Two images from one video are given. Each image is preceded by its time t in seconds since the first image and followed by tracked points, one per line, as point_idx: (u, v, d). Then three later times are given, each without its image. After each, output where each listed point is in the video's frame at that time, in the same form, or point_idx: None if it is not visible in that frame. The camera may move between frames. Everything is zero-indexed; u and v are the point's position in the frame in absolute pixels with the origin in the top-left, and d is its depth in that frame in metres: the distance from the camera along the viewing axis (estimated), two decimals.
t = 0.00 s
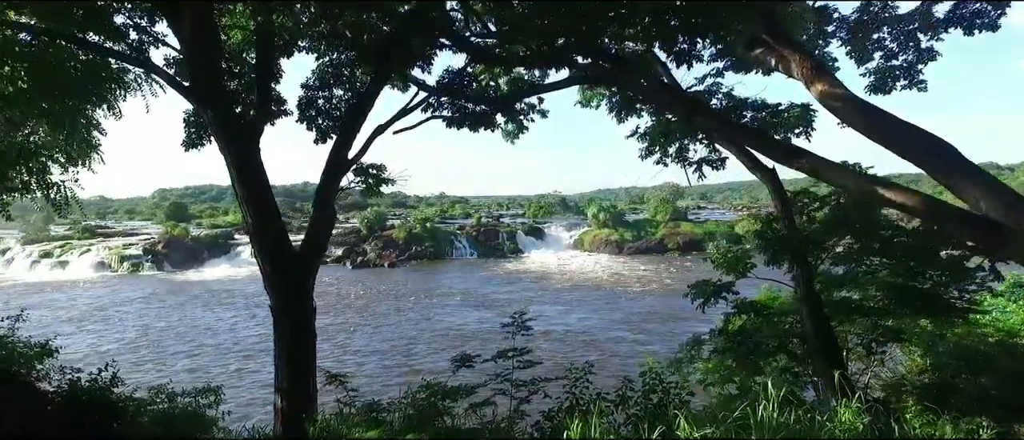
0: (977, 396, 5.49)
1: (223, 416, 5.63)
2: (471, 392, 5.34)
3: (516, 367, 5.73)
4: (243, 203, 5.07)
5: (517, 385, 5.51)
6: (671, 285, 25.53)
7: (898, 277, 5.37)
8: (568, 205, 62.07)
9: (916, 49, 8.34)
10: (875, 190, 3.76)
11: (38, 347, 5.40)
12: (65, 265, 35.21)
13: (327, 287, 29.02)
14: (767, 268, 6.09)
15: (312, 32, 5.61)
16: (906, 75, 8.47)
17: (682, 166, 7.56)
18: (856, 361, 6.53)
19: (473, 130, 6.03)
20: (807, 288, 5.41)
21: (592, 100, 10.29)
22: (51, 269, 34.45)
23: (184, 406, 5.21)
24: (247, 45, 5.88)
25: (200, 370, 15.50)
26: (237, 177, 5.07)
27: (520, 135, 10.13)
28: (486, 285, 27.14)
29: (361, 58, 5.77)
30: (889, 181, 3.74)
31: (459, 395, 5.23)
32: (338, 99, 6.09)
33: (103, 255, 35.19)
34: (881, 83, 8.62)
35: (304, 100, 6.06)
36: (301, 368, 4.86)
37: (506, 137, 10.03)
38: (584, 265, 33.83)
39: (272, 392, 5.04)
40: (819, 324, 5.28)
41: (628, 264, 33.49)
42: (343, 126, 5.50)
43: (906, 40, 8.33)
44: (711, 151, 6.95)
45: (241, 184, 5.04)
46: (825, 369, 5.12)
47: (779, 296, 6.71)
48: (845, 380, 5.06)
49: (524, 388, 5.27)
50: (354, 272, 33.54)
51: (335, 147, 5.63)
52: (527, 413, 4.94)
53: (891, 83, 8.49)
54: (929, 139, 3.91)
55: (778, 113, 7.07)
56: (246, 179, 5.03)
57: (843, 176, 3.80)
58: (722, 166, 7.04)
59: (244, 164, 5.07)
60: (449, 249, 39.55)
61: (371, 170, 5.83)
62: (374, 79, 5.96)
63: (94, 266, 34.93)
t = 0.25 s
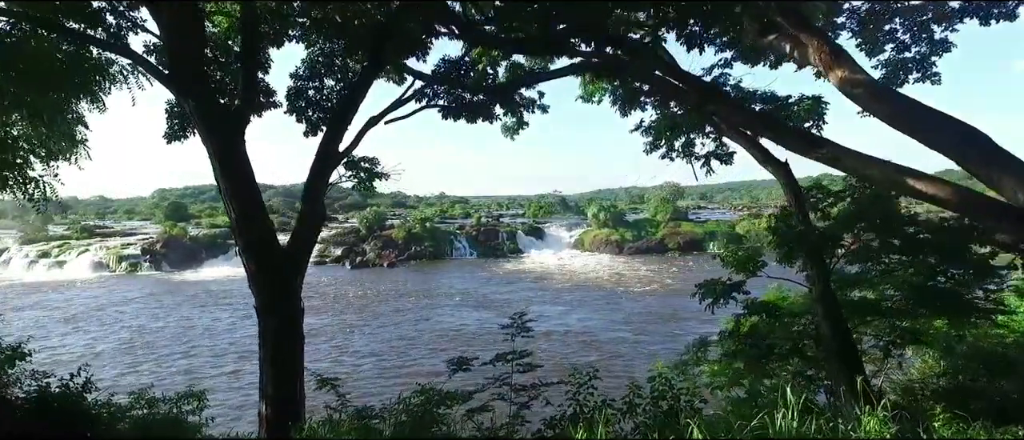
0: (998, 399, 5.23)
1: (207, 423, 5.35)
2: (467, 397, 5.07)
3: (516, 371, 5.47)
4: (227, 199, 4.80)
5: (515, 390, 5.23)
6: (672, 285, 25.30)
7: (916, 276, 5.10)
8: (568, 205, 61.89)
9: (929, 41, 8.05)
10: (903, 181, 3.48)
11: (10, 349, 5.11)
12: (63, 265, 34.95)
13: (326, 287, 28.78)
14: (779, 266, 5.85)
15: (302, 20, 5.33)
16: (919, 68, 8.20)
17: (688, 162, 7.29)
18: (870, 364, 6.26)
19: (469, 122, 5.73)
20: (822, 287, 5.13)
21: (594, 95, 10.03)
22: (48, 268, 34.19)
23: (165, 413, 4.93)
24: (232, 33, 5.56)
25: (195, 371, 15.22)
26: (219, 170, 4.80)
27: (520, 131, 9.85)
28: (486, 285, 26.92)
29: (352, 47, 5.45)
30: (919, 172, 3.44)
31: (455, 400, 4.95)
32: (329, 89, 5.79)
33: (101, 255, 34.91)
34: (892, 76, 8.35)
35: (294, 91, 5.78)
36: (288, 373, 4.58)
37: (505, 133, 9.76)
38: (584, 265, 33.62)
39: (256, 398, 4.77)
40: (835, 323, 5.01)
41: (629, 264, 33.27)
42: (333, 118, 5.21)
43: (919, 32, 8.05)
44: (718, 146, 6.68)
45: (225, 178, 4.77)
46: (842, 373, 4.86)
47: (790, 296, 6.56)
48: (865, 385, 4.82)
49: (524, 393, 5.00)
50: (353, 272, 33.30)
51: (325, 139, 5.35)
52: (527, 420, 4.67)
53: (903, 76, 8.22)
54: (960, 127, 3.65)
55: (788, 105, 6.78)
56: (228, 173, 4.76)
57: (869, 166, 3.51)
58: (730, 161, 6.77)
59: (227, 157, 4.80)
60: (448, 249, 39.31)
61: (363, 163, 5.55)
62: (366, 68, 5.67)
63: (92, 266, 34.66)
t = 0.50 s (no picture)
0: None
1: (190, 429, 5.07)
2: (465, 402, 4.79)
3: (515, 375, 5.22)
4: (208, 192, 4.53)
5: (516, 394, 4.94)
6: (674, 285, 25.06)
7: (937, 274, 4.81)
8: (568, 205, 61.64)
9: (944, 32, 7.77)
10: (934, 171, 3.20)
11: None
12: (61, 265, 34.70)
13: (325, 287, 28.55)
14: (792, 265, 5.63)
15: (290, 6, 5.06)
16: (933, 60, 7.91)
17: (695, 156, 7.03)
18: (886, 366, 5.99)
19: (466, 112, 5.45)
20: (838, 286, 4.87)
21: (596, 89, 9.77)
22: (46, 268, 33.94)
23: (144, 419, 4.66)
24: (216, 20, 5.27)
25: (191, 372, 14.98)
26: (201, 162, 4.53)
27: (520, 126, 9.58)
28: (486, 285, 26.68)
29: (342, 35, 5.14)
30: (955, 161, 3.16)
31: (452, 405, 4.68)
32: (319, 79, 5.50)
33: (98, 255, 34.66)
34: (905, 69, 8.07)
35: (282, 80, 5.50)
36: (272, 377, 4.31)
37: (505, 128, 9.49)
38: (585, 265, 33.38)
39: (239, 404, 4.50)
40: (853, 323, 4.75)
41: (630, 263, 33.03)
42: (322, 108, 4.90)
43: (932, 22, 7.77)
44: (726, 139, 6.41)
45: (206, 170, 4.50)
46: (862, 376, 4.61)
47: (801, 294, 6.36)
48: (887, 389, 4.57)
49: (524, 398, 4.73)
50: (351, 272, 33.06)
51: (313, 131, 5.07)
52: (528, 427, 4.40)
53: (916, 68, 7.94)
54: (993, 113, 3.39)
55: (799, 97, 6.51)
56: (210, 165, 4.49)
57: (899, 154, 3.24)
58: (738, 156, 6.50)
59: (208, 148, 4.52)
60: (448, 249, 39.07)
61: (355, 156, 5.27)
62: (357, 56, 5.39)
63: (89, 266, 34.42)
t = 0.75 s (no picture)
0: None
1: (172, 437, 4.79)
2: (464, 408, 4.55)
3: (515, 379, 4.98)
4: (187, 185, 4.23)
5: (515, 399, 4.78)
6: (675, 285, 24.82)
7: (965, 272, 4.52)
8: (568, 205, 61.41)
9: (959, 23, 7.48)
10: (976, 158, 2.91)
11: None
12: (58, 265, 34.43)
13: (323, 287, 28.30)
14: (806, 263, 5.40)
15: None
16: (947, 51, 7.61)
17: (702, 150, 6.74)
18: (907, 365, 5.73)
19: (462, 101, 5.19)
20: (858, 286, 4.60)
21: (598, 83, 9.49)
22: (43, 268, 33.67)
23: (120, 428, 4.38)
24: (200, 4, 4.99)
25: (186, 374, 14.69)
26: (179, 153, 4.22)
27: (520, 121, 9.30)
28: (486, 285, 26.44)
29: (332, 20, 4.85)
30: (1001, 148, 2.87)
31: (448, 412, 4.42)
32: (309, 67, 5.22)
33: (96, 255, 34.37)
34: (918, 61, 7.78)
35: (270, 68, 5.22)
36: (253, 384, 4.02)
37: (505, 122, 9.21)
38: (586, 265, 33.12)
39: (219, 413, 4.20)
40: (874, 326, 4.50)
41: (630, 263, 32.79)
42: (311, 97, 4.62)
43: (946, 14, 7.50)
44: (736, 132, 6.14)
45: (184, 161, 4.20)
46: (885, 381, 4.37)
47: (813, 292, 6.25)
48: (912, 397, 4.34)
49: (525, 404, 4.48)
50: (350, 272, 32.78)
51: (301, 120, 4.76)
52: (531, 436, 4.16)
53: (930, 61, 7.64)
54: None
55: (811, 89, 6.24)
56: (189, 156, 4.19)
57: (937, 140, 2.97)
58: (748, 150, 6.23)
59: (187, 138, 4.21)
60: (448, 249, 38.80)
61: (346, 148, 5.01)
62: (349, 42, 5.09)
63: (87, 266, 34.15)
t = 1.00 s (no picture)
0: None
1: None
2: (460, 416, 4.27)
3: (515, 384, 4.72)
4: (161, 177, 3.94)
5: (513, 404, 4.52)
6: (676, 285, 24.61)
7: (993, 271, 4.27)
8: (568, 205, 61.19)
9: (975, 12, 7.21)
10: None
11: None
12: (57, 265, 34.22)
13: (322, 287, 28.06)
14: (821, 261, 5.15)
15: None
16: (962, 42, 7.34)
17: (711, 143, 6.47)
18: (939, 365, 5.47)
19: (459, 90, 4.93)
20: (879, 286, 4.39)
21: (601, 77, 9.22)
22: (41, 268, 33.46)
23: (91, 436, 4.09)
24: None
25: (182, 375, 14.44)
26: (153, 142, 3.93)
27: (520, 116, 9.05)
28: (486, 285, 26.19)
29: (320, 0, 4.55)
30: None
31: (442, 419, 4.14)
32: (296, 54, 4.93)
33: (94, 254, 34.14)
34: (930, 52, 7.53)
35: (255, 53, 4.92)
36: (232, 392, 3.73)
37: (505, 118, 8.95)
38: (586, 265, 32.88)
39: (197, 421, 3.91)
40: (899, 329, 4.24)
41: (631, 263, 32.58)
42: (297, 84, 4.33)
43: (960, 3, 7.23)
44: (745, 125, 5.88)
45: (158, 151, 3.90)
46: (911, 387, 4.11)
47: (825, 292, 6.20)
48: (941, 403, 4.10)
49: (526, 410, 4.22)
50: (349, 272, 32.56)
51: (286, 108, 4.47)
52: None
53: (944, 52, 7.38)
54: None
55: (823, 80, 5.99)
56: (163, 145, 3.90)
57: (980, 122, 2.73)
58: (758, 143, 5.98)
59: (162, 126, 3.92)
60: (447, 248, 38.58)
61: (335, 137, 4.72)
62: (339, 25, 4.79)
63: (85, 266, 33.93)
